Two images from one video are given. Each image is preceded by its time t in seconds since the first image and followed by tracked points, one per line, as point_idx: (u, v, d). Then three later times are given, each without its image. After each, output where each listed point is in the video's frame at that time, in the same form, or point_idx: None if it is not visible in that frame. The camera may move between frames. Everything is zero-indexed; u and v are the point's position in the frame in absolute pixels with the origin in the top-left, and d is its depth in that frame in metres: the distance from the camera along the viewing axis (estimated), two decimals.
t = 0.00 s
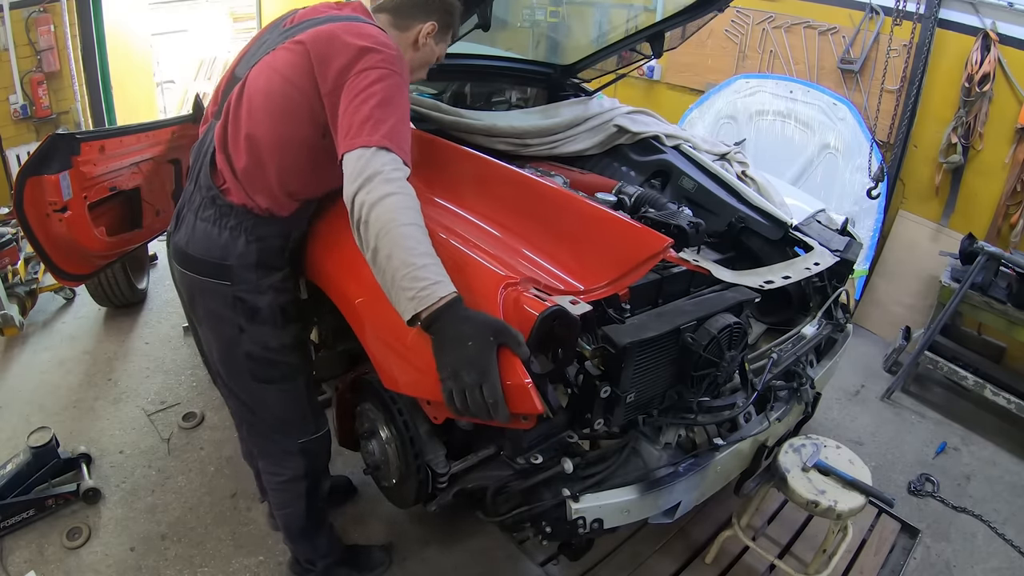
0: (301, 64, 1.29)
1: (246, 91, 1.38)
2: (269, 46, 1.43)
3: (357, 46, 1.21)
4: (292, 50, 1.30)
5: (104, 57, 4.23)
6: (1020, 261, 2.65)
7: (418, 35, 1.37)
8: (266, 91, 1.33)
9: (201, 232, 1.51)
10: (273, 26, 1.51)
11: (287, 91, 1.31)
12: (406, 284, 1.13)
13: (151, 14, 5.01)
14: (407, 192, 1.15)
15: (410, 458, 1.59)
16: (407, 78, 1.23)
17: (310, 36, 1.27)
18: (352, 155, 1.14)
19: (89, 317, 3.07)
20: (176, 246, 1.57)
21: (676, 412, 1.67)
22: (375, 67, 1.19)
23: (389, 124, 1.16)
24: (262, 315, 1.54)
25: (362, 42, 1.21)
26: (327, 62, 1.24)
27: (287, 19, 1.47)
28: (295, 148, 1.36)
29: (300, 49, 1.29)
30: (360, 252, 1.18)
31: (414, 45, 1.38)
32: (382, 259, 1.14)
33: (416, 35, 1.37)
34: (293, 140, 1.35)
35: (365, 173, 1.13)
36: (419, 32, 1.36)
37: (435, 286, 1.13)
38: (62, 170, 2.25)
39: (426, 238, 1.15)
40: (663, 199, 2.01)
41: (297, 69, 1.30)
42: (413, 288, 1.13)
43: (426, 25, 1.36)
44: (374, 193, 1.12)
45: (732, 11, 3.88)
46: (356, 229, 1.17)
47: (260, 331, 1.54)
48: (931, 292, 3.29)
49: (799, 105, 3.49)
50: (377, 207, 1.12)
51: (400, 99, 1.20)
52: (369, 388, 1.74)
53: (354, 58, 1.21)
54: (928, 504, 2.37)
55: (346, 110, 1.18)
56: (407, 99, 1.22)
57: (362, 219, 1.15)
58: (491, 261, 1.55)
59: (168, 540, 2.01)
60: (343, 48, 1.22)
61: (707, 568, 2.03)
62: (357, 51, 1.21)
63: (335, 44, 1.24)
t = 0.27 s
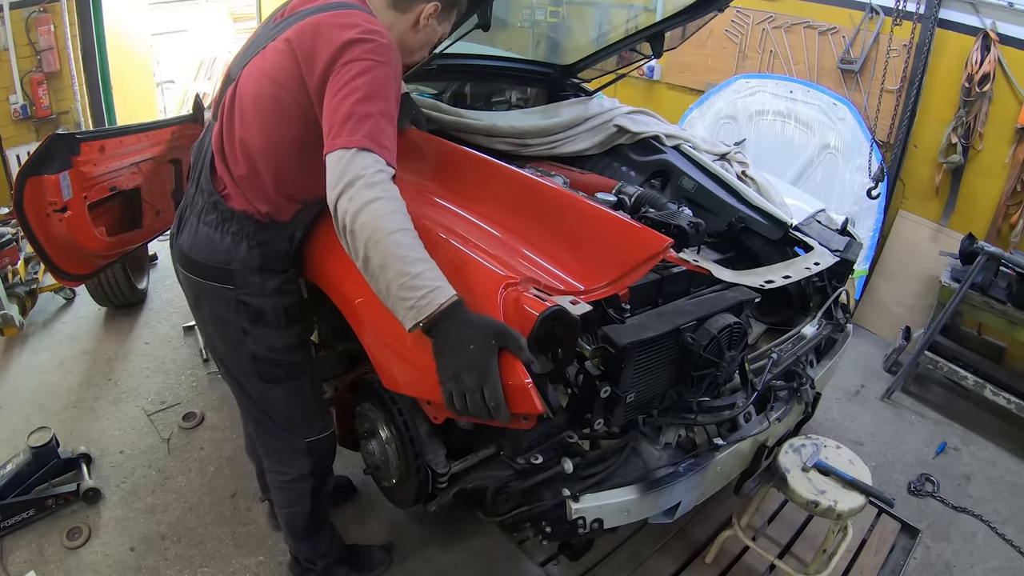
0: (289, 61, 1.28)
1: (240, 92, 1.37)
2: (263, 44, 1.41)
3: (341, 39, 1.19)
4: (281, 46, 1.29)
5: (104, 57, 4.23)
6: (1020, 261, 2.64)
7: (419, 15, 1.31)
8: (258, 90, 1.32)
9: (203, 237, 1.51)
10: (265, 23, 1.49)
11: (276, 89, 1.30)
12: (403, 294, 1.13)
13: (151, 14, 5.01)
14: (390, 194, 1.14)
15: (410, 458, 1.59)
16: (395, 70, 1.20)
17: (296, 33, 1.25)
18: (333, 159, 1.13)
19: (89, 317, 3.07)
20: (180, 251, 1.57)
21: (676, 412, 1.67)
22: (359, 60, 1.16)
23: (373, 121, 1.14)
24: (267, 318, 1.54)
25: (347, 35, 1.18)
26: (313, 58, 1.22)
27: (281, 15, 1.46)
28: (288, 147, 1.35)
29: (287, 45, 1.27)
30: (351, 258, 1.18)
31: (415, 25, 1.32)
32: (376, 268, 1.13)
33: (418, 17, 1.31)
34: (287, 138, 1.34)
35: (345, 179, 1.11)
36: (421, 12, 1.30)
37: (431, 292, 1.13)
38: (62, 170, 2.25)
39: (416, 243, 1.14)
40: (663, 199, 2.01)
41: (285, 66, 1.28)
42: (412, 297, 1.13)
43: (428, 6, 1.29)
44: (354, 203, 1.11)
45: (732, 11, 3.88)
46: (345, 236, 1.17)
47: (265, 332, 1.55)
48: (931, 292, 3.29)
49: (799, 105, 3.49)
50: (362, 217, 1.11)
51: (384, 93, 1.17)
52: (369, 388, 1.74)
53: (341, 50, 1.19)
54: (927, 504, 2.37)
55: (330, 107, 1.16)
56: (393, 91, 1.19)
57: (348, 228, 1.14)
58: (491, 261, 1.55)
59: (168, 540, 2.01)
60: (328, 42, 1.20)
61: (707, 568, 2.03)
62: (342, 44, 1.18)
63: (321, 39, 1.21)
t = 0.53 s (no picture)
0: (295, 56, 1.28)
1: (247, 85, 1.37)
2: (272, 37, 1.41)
3: (348, 36, 1.18)
4: (289, 41, 1.29)
5: (104, 57, 4.23)
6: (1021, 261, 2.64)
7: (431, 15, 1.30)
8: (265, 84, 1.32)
9: (207, 229, 1.51)
10: (276, 16, 1.49)
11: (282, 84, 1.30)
12: (403, 293, 1.12)
13: (151, 13, 5.01)
14: (389, 191, 1.13)
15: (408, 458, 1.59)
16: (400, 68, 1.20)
17: (304, 28, 1.25)
18: (331, 155, 1.13)
19: (89, 317, 3.07)
20: (184, 243, 1.57)
21: (676, 412, 1.67)
22: (363, 57, 1.16)
23: (373, 118, 1.14)
24: (268, 312, 1.54)
25: (354, 31, 1.18)
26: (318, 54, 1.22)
27: (292, 9, 1.46)
28: (290, 143, 1.35)
29: (295, 39, 1.27)
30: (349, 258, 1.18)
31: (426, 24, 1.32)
32: (374, 267, 1.13)
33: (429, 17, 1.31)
34: (290, 134, 1.34)
35: (342, 176, 1.11)
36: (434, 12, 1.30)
37: (432, 291, 1.13)
38: (62, 170, 2.25)
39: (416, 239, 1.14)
40: (663, 199, 2.01)
41: (292, 61, 1.28)
42: (412, 297, 1.12)
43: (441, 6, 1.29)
44: (352, 200, 1.11)
45: (732, 11, 3.88)
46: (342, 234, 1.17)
47: (265, 326, 1.55)
48: (931, 292, 3.29)
49: (799, 105, 3.49)
50: (361, 214, 1.11)
51: (387, 91, 1.17)
52: (369, 388, 1.74)
53: (346, 46, 1.18)
54: (928, 504, 2.37)
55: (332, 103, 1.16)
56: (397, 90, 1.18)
57: (346, 226, 1.14)
58: (491, 260, 1.55)
59: (168, 540, 2.01)
60: (334, 39, 1.20)
61: (707, 568, 2.03)
62: (348, 41, 1.18)
63: (328, 34, 1.21)
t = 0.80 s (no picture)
0: (303, 55, 1.28)
1: (256, 83, 1.38)
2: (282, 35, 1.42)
3: (356, 36, 1.19)
4: (297, 39, 1.29)
5: (104, 57, 4.22)
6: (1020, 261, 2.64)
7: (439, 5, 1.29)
8: (273, 83, 1.33)
9: (217, 224, 1.51)
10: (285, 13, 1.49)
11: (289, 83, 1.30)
12: (412, 291, 1.14)
13: (151, 13, 5.01)
14: (396, 190, 1.14)
15: (410, 459, 1.59)
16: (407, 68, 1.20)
17: (313, 26, 1.25)
18: (337, 154, 1.13)
19: (89, 317, 3.07)
20: (193, 238, 1.58)
21: (676, 412, 1.67)
22: (370, 57, 1.16)
23: (378, 118, 1.14)
24: (277, 307, 1.54)
25: (361, 31, 1.18)
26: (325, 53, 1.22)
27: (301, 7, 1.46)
28: (297, 142, 1.35)
29: (303, 38, 1.27)
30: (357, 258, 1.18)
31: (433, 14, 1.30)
32: (383, 266, 1.14)
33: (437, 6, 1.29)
34: (296, 132, 1.34)
35: (348, 175, 1.11)
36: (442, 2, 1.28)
37: (441, 288, 1.14)
38: (61, 170, 2.25)
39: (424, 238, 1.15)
40: (664, 199, 2.01)
41: (299, 61, 1.28)
42: (422, 293, 1.14)
43: None
44: (359, 199, 1.11)
45: (732, 11, 3.88)
46: (350, 234, 1.17)
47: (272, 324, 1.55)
48: (931, 292, 3.29)
49: (799, 105, 3.49)
50: (368, 213, 1.12)
51: (393, 91, 1.16)
52: (369, 389, 1.75)
53: (351, 46, 1.19)
54: (928, 504, 2.37)
55: (338, 101, 1.16)
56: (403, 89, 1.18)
57: (353, 226, 1.14)
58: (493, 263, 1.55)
59: (168, 540, 2.01)
60: (343, 38, 1.20)
61: (707, 568, 2.03)
62: (355, 41, 1.18)
63: (336, 34, 1.21)
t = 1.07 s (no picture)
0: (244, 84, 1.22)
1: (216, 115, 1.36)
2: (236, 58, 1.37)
3: (283, 64, 1.11)
4: (239, 68, 1.24)
5: (104, 57, 4.22)
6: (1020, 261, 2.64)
7: None
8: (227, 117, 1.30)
9: (194, 260, 1.54)
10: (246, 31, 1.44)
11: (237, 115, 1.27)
12: (392, 346, 1.15)
13: (151, 14, 5.01)
14: (343, 248, 1.11)
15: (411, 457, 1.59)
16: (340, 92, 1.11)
17: (248, 55, 1.19)
18: (276, 212, 1.10)
19: (89, 317, 3.07)
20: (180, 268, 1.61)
21: (676, 412, 1.67)
22: (293, 89, 1.09)
23: (310, 160, 1.08)
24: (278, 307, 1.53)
25: (287, 58, 1.11)
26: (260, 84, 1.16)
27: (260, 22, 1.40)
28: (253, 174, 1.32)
29: (241, 67, 1.22)
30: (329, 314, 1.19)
31: None
32: (352, 329, 1.14)
33: None
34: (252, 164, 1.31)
35: (290, 243, 1.09)
36: None
37: (420, 337, 1.16)
38: (61, 170, 2.25)
39: (386, 289, 1.14)
40: (663, 199, 2.01)
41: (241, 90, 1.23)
42: (403, 346, 1.16)
43: None
44: (308, 270, 1.10)
45: (732, 11, 3.88)
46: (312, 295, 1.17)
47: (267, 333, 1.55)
48: (931, 292, 3.29)
49: (799, 105, 3.49)
50: (320, 281, 1.10)
51: (325, 124, 1.09)
52: (370, 389, 1.75)
53: (284, 67, 1.12)
54: (928, 504, 2.37)
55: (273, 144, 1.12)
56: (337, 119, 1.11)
57: (310, 294, 1.13)
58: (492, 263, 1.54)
59: (168, 540, 2.01)
60: (273, 68, 1.13)
61: (707, 568, 2.03)
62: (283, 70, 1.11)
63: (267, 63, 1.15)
